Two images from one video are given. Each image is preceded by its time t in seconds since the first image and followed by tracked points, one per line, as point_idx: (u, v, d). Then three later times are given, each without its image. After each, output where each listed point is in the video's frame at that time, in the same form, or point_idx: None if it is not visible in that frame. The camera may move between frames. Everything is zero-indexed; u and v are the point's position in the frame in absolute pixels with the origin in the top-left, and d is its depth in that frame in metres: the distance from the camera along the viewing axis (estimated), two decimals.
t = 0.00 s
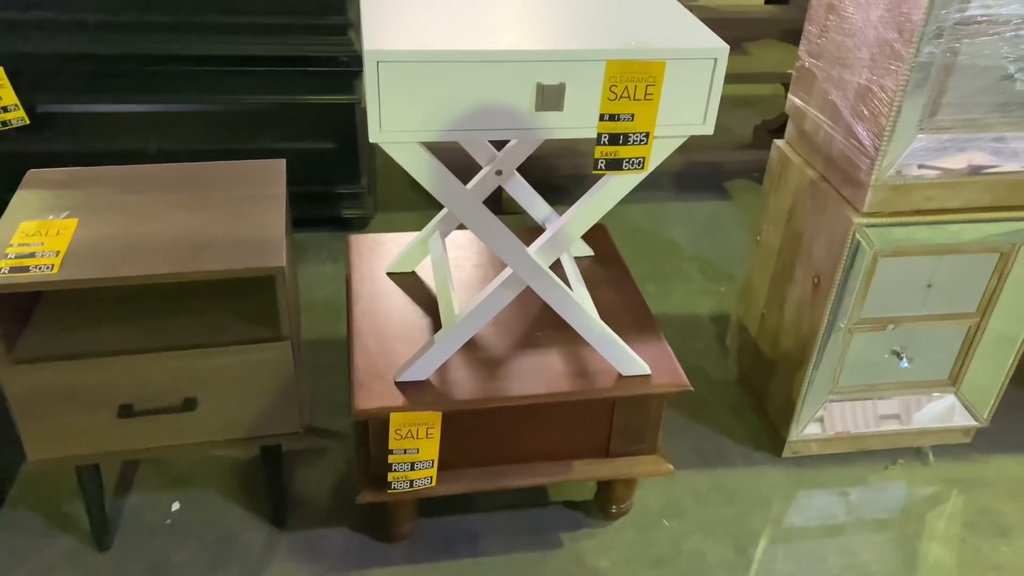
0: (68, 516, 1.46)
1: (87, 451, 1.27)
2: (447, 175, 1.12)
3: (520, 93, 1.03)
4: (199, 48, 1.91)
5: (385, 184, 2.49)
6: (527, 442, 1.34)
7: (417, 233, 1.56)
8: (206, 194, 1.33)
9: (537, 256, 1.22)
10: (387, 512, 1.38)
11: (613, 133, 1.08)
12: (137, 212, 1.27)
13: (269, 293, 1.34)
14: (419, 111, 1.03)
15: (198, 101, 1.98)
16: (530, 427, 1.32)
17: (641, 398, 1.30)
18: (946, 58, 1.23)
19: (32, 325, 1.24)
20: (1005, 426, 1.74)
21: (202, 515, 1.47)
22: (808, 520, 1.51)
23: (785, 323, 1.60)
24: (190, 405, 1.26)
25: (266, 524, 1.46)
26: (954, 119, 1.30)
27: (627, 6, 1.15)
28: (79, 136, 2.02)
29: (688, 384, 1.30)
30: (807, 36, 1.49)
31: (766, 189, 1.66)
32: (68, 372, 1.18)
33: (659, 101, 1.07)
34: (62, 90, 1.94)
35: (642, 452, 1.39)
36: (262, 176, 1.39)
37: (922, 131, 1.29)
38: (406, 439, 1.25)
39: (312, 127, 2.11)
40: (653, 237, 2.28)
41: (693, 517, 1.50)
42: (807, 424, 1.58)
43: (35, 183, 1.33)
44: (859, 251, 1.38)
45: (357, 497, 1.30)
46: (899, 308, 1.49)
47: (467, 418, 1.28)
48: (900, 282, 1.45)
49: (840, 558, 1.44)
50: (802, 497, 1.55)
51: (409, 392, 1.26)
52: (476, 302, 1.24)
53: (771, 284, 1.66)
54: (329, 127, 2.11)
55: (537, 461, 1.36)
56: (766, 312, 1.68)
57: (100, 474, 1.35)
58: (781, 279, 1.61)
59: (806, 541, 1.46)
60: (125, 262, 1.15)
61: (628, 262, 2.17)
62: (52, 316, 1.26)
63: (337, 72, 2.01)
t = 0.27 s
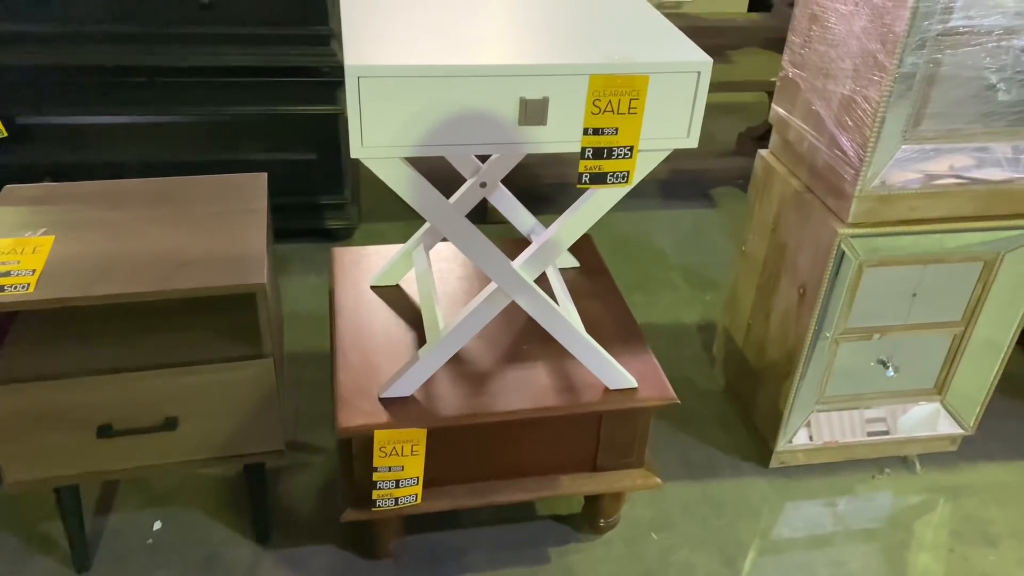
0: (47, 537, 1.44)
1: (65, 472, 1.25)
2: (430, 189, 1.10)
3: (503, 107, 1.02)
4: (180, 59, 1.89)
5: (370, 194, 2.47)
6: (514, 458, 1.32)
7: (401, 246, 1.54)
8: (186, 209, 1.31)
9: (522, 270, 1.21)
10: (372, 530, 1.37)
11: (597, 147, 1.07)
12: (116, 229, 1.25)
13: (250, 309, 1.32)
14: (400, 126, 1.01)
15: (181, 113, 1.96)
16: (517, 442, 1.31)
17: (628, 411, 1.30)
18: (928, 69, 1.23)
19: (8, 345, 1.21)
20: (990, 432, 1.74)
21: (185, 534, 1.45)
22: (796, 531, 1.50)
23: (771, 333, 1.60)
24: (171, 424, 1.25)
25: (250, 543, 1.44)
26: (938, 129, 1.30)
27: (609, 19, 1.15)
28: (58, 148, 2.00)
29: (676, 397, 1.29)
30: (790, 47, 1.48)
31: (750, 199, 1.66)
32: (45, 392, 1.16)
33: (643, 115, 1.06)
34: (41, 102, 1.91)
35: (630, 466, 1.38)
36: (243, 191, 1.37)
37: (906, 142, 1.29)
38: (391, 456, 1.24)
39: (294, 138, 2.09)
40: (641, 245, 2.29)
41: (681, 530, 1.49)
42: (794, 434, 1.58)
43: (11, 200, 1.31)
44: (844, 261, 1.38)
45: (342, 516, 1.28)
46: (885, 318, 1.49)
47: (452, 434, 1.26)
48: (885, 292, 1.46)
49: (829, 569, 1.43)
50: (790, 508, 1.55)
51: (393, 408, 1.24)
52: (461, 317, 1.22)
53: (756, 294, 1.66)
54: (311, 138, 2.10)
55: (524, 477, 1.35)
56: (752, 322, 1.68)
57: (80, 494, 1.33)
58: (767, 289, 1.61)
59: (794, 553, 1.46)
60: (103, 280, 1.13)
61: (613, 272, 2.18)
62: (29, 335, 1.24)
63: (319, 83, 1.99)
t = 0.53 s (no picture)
0: (29, 550, 1.41)
1: (48, 484, 1.23)
2: (416, 196, 1.09)
3: (489, 114, 1.01)
4: (163, 64, 1.87)
5: (356, 199, 2.46)
6: (503, 465, 1.32)
7: (387, 252, 1.53)
8: (169, 217, 1.29)
9: (509, 276, 1.20)
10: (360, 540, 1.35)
11: (584, 153, 1.06)
12: (97, 237, 1.24)
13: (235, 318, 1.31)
14: (386, 133, 1.00)
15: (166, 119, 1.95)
16: (505, 450, 1.30)
17: (617, 418, 1.29)
18: (915, 73, 1.23)
19: None
20: (979, 434, 1.75)
21: (170, 545, 1.43)
22: (786, 536, 1.50)
23: (759, 337, 1.59)
24: (155, 434, 1.23)
25: (236, 554, 1.42)
26: (925, 132, 1.30)
27: (595, 25, 1.14)
28: (39, 154, 1.97)
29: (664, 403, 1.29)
30: (777, 51, 1.48)
31: (738, 203, 1.66)
32: (28, 403, 1.15)
33: (630, 121, 1.05)
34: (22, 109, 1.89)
35: (619, 472, 1.37)
36: (227, 198, 1.35)
37: (893, 146, 1.29)
38: (379, 465, 1.23)
39: (280, 143, 2.07)
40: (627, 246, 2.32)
41: (671, 536, 1.48)
42: (784, 438, 1.58)
43: None
44: (833, 265, 1.38)
45: (329, 526, 1.27)
46: (874, 321, 1.49)
47: (440, 442, 1.25)
48: (874, 295, 1.46)
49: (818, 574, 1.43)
50: (780, 513, 1.54)
51: (381, 417, 1.23)
52: (448, 324, 1.21)
53: (744, 298, 1.65)
54: (297, 143, 2.08)
55: (513, 484, 1.34)
56: (741, 326, 1.67)
57: (63, 506, 1.31)
58: (755, 293, 1.61)
59: (784, 558, 1.46)
60: (84, 290, 1.12)
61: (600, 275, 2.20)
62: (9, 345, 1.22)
63: (304, 87, 1.98)
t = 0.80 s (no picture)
0: (15, 558, 1.40)
1: (34, 491, 1.22)
2: (404, 200, 1.09)
3: (478, 116, 1.01)
4: (150, 66, 1.86)
5: (346, 201, 2.45)
6: (493, 469, 1.31)
7: (377, 255, 1.52)
8: (155, 221, 1.28)
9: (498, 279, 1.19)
10: (350, 545, 1.34)
11: (573, 155, 1.06)
12: (83, 242, 1.22)
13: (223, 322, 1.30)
14: (373, 136, 1.00)
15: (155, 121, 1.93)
16: (496, 453, 1.29)
17: (608, 421, 1.29)
18: (904, 74, 1.23)
19: None
20: (969, 434, 1.75)
21: (158, 551, 1.42)
22: (777, 537, 1.50)
23: (750, 338, 1.59)
24: (143, 440, 1.23)
25: (225, 560, 1.41)
26: (914, 133, 1.30)
27: (584, 27, 1.14)
28: (25, 157, 1.96)
29: (655, 405, 1.29)
30: (766, 52, 1.48)
31: (728, 205, 1.66)
32: (15, 409, 1.14)
33: (620, 123, 1.05)
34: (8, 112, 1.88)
35: (610, 475, 1.37)
36: (214, 202, 1.34)
37: (882, 147, 1.29)
38: (368, 470, 1.22)
39: (269, 145, 2.06)
40: (617, 250, 2.32)
41: (663, 538, 1.48)
42: (775, 440, 1.58)
43: None
44: (823, 266, 1.38)
45: (319, 531, 1.26)
46: (864, 322, 1.49)
47: (431, 447, 1.25)
48: (864, 295, 1.46)
49: None
50: (771, 514, 1.54)
51: (370, 422, 1.22)
52: (438, 328, 1.21)
53: (735, 300, 1.65)
54: (286, 145, 2.07)
55: (504, 488, 1.33)
56: (731, 327, 1.67)
57: (50, 513, 1.30)
58: (745, 295, 1.61)
59: (776, 560, 1.46)
60: (69, 295, 1.11)
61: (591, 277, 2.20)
62: None
63: (292, 89, 1.97)
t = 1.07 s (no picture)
0: (4, 558, 1.39)
1: (21, 491, 1.21)
2: (394, 196, 1.08)
3: (467, 112, 1.00)
4: (138, 62, 1.85)
5: (338, 198, 2.44)
6: (485, 466, 1.30)
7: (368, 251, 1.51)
8: (142, 219, 1.27)
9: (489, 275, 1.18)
10: (342, 543, 1.34)
11: (564, 151, 1.05)
12: (70, 240, 1.21)
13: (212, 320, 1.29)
14: (361, 133, 0.99)
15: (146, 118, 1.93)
16: (488, 451, 1.29)
17: (601, 418, 1.28)
18: (896, 68, 1.23)
19: None
20: (962, 429, 1.75)
21: (149, 550, 1.41)
22: (770, 533, 1.50)
23: (743, 334, 1.59)
24: (131, 439, 1.22)
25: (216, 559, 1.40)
26: (906, 128, 1.30)
27: (575, 22, 1.13)
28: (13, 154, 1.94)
29: (648, 402, 1.28)
30: (758, 46, 1.47)
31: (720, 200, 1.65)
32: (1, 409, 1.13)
33: (611, 118, 1.04)
34: None
35: (603, 472, 1.37)
36: (203, 199, 1.33)
37: (874, 142, 1.29)
38: (360, 468, 1.21)
39: (259, 142, 2.05)
40: (609, 246, 2.33)
41: (656, 535, 1.48)
42: (767, 436, 1.58)
43: None
44: (815, 262, 1.38)
45: (310, 529, 1.25)
46: (857, 317, 1.49)
47: (422, 445, 1.24)
48: (856, 290, 1.45)
49: (803, 572, 1.43)
50: (764, 510, 1.54)
51: (361, 420, 1.22)
52: (429, 324, 1.20)
53: (727, 296, 1.65)
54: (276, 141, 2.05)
55: (496, 485, 1.33)
56: (724, 323, 1.67)
57: (38, 513, 1.28)
58: (738, 290, 1.60)
59: (769, 556, 1.45)
60: (55, 294, 1.09)
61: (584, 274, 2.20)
62: None
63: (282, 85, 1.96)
